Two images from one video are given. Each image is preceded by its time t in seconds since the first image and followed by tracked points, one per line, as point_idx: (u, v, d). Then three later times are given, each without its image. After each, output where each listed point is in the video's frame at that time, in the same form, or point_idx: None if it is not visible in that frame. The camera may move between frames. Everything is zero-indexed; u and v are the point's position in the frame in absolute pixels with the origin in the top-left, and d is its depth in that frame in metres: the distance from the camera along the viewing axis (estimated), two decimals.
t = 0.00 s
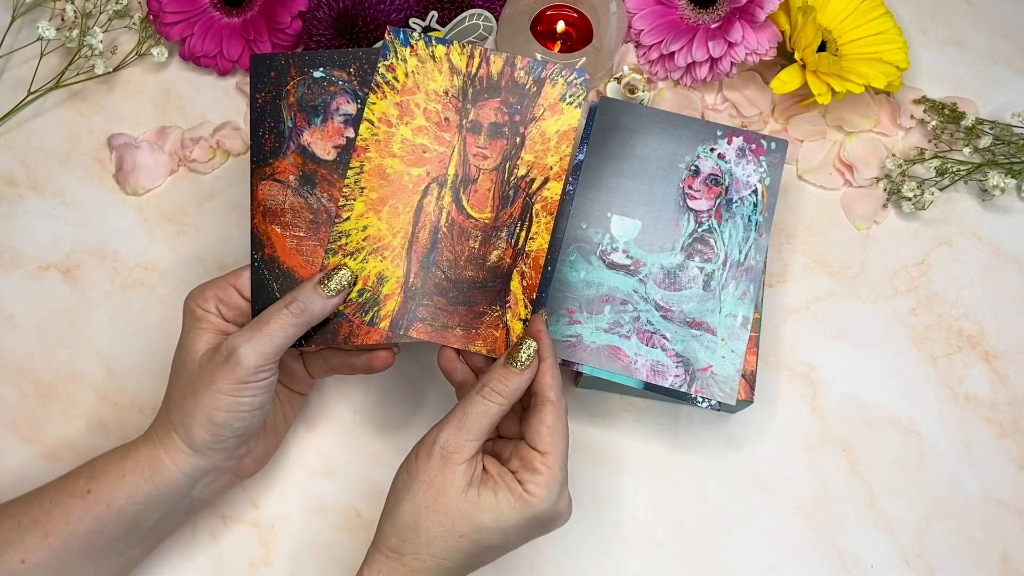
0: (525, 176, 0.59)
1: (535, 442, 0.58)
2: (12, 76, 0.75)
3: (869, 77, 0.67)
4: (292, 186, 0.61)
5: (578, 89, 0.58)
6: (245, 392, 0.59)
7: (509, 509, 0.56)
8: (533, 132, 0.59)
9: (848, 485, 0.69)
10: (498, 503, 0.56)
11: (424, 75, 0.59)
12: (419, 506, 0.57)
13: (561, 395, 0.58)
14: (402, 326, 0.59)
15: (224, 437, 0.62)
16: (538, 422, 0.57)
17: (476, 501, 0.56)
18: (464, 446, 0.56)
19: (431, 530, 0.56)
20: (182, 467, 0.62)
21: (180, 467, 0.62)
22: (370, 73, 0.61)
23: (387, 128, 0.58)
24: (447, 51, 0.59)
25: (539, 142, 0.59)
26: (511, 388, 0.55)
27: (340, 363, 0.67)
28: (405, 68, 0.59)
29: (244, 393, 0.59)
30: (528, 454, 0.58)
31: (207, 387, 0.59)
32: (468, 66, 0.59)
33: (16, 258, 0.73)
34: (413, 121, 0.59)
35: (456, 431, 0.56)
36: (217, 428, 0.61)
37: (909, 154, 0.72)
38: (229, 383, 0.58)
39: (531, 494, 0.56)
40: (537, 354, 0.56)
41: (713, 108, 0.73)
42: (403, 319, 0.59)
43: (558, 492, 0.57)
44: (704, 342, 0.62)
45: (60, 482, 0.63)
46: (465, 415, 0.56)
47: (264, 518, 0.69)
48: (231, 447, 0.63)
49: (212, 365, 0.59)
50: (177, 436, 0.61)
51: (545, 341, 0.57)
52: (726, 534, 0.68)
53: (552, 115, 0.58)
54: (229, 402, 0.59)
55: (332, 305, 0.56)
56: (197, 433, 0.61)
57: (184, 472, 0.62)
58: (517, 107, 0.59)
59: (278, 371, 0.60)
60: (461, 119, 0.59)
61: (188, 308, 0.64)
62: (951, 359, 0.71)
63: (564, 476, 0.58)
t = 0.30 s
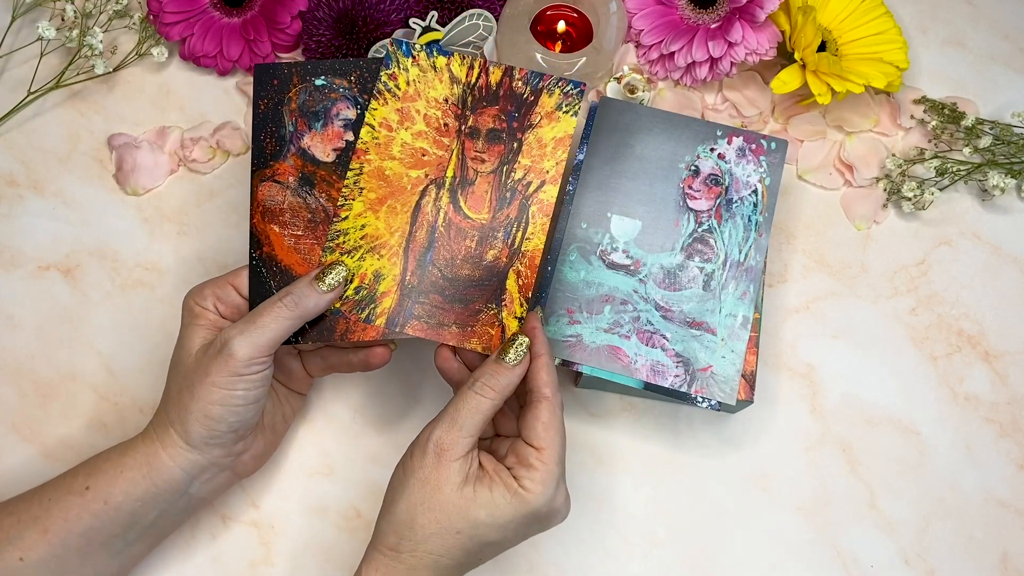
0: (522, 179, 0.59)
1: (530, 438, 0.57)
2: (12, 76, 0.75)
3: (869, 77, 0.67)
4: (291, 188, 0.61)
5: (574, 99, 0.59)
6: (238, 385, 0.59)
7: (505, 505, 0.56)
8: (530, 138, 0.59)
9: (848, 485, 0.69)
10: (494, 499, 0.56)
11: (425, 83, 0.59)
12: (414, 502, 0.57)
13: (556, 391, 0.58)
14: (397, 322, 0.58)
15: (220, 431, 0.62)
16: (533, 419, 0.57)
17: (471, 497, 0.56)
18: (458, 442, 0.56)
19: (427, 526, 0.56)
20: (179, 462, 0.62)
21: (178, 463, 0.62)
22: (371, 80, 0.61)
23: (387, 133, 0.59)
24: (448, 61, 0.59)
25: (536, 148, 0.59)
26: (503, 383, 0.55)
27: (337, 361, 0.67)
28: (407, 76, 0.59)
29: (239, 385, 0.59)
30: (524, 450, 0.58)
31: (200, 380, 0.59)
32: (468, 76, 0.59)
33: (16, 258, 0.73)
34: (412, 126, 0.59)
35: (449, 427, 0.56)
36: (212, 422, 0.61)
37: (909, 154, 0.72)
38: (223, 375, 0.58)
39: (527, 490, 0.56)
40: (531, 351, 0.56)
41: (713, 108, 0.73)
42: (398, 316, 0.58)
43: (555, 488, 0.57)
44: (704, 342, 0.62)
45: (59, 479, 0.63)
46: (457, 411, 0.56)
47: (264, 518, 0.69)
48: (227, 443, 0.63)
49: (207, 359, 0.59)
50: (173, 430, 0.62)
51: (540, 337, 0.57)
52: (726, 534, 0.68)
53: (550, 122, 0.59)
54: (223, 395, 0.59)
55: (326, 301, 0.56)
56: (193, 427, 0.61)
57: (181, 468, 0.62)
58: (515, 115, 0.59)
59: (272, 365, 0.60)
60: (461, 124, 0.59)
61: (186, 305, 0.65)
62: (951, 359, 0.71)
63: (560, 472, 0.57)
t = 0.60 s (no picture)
0: (561, 184, 0.57)
1: (554, 450, 0.58)
2: (12, 76, 0.75)
3: (869, 77, 0.67)
4: (288, 186, 0.61)
5: (615, 99, 0.57)
6: (243, 383, 0.59)
7: (520, 510, 0.56)
8: (570, 141, 0.57)
9: (849, 485, 0.69)
10: (509, 502, 0.56)
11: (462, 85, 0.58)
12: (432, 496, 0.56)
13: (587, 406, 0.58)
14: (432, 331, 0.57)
15: (223, 431, 0.62)
16: (560, 431, 0.57)
17: (488, 496, 0.56)
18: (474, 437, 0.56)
19: (440, 519, 0.56)
20: (181, 462, 0.62)
21: (180, 463, 0.62)
22: (364, 74, 0.61)
23: (424, 136, 0.58)
24: (485, 61, 0.58)
25: (576, 152, 0.57)
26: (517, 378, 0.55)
27: (339, 359, 0.67)
28: (444, 78, 0.58)
29: (243, 385, 0.59)
30: (546, 461, 0.58)
31: (205, 381, 0.59)
32: (506, 77, 0.58)
33: (16, 258, 0.73)
34: (451, 129, 0.58)
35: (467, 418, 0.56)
36: (215, 421, 0.61)
37: (909, 154, 0.72)
38: (227, 375, 0.59)
39: (543, 501, 0.56)
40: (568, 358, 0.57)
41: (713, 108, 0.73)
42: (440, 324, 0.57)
43: (573, 501, 0.57)
44: (704, 342, 0.62)
45: (60, 479, 0.63)
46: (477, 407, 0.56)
47: (264, 518, 0.69)
48: (229, 442, 0.63)
49: (211, 359, 0.59)
50: (175, 430, 0.62)
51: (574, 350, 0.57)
52: (726, 534, 0.68)
53: (590, 124, 0.57)
54: (228, 394, 0.60)
55: (318, 292, 0.56)
56: (196, 426, 0.61)
57: (183, 468, 0.62)
58: (554, 116, 0.58)
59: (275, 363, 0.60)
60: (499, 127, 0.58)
61: (188, 305, 0.65)
62: (951, 359, 0.71)
63: (579, 488, 0.57)
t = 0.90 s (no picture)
0: (755, 237, 0.62)
1: (751, 500, 0.58)
2: (12, 76, 0.75)
3: (869, 77, 0.67)
4: (279, 183, 0.60)
5: (804, 158, 0.62)
6: (230, 374, 0.60)
7: (721, 554, 0.56)
8: (761, 198, 0.62)
9: (849, 485, 0.69)
10: (713, 545, 0.56)
11: (653, 147, 0.62)
12: (643, 540, 0.55)
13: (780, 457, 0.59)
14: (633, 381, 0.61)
15: (213, 424, 0.62)
16: (758, 480, 0.58)
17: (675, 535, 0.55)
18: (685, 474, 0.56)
19: (643, 559, 0.55)
20: (173, 458, 0.62)
21: (172, 459, 0.62)
22: (352, 73, 0.61)
23: (617, 196, 0.62)
24: (674, 126, 0.63)
25: (768, 207, 0.62)
26: (718, 414, 0.57)
27: (332, 352, 0.68)
28: (633, 141, 0.62)
29: (232, 375, 0.60)
30: (742, 511, 0.58)
31: (193, 374, 0.59)
32: (695, 139, 0.63)
33: (16, 258, 0.73)
34: (642, 188, 0.62)
35: (678, 458, 0.56)
36: (205, 415, 0.61)
37: (909, 154, 0.72)
38: (215, 365, 0.59)
39: (744, 549, 0.56)
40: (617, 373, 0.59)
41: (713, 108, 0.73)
42: (636, 373, 0.61)
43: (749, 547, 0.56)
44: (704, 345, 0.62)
45: (54, 476, 0.63)
46: (680, 449, 0.56)
47: (264, 518, 0.69)
48: (220, 436, 0.63)
49: (198, 351, 0.60)
50: (167, 425, 0.62)
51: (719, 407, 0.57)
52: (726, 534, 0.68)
53: (780, 180, 0.62)
54: (215, 386, 0.60)
55: (299, 274, 0.58)
56: (188, 421, 0.61)
57: (175, 464, 0.62)
58: (744, 173, 0.62)
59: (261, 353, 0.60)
60: (690, 185, 0.62)
61: (178, 303, 0.65)
62: (951, 359, 0.71)
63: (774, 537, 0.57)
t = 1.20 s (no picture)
0: (744, 238, 0.62)
1: (732, 481, 0.57)
2: (12, 76, 0.75)
3: (869, 77, 0.67)
4: (278, 183, 0.60)
5: (794, 160, 0.63)
6: (225, 373, 0.59)
7: (699, 528, 0.55)
8: (751, 198, 0.62)
9: (849, 485, 0.69)
10: (689, 518, 0.55)
11: (648, 144, 0.63)
12: (620, 509, 0.56)
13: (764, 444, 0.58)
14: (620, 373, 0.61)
15: (210, 424, 0.62)
16: (739, 461, 0.57)
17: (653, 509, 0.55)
18: (660, 445, 0.56)
19: (620, 527, 0.56)
20: (170, 457, 0.62)
21: (168, 458, 0.62)
22: (354, 74, 0.61)
23: (611, 190, 0.62)
24: (669, 124, 0.63)
25: (757, 208, 0.62)
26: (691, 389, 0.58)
27: (330, 353, 0.68)
28: (630, 137, 0.63)
29: (227, 374, 0.60)
30: (723, 492, 0.57)
31: (188, 373, 0.59)
32: (689, 138, 0.63)
33: (16, 258, 0.73)
34: (636, 185, 0.62)
35: (650, 431, 0.57)
36: (202, 414, 0.61)
37: (909, 154, 0.72)
38: (210, 364, 0.59)
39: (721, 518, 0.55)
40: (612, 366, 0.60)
41: (713, 108, 0.73)
42: (626, 367, 0.61)
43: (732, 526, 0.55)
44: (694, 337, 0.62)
45: (52, 475, 0.63)
46: (655, 422, 0.57)
47: (264, 518, 0.69)
48: (217, 435, 0.63)
49: (195, 350, 0.60)
50: (164, 424, 0.62)
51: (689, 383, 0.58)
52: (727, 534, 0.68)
53: (771, 182, 0.62)
54: (211, 386, 0.60)
55: (299, 275, 0.58)
56: (185, 421, 0.61)
57: (172, 464, 0.62)
58: (736, 175, 0.62)
59: (257, 352, 0.60)
60: (683, 183, 0.62)
61: (177, 302, 0.65)
62: (951, 358, 0.71)
63: (759, 520, 0.56)
